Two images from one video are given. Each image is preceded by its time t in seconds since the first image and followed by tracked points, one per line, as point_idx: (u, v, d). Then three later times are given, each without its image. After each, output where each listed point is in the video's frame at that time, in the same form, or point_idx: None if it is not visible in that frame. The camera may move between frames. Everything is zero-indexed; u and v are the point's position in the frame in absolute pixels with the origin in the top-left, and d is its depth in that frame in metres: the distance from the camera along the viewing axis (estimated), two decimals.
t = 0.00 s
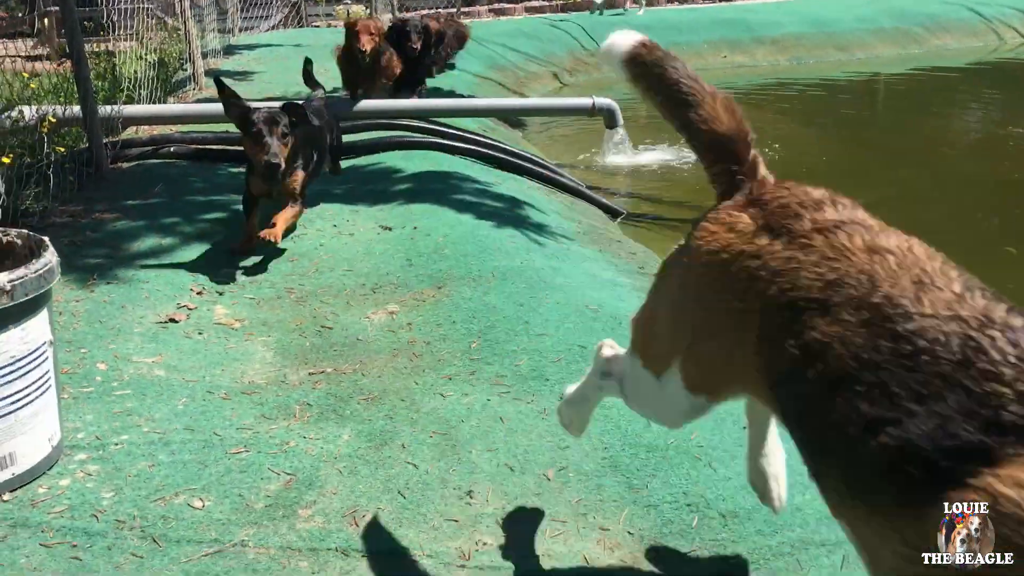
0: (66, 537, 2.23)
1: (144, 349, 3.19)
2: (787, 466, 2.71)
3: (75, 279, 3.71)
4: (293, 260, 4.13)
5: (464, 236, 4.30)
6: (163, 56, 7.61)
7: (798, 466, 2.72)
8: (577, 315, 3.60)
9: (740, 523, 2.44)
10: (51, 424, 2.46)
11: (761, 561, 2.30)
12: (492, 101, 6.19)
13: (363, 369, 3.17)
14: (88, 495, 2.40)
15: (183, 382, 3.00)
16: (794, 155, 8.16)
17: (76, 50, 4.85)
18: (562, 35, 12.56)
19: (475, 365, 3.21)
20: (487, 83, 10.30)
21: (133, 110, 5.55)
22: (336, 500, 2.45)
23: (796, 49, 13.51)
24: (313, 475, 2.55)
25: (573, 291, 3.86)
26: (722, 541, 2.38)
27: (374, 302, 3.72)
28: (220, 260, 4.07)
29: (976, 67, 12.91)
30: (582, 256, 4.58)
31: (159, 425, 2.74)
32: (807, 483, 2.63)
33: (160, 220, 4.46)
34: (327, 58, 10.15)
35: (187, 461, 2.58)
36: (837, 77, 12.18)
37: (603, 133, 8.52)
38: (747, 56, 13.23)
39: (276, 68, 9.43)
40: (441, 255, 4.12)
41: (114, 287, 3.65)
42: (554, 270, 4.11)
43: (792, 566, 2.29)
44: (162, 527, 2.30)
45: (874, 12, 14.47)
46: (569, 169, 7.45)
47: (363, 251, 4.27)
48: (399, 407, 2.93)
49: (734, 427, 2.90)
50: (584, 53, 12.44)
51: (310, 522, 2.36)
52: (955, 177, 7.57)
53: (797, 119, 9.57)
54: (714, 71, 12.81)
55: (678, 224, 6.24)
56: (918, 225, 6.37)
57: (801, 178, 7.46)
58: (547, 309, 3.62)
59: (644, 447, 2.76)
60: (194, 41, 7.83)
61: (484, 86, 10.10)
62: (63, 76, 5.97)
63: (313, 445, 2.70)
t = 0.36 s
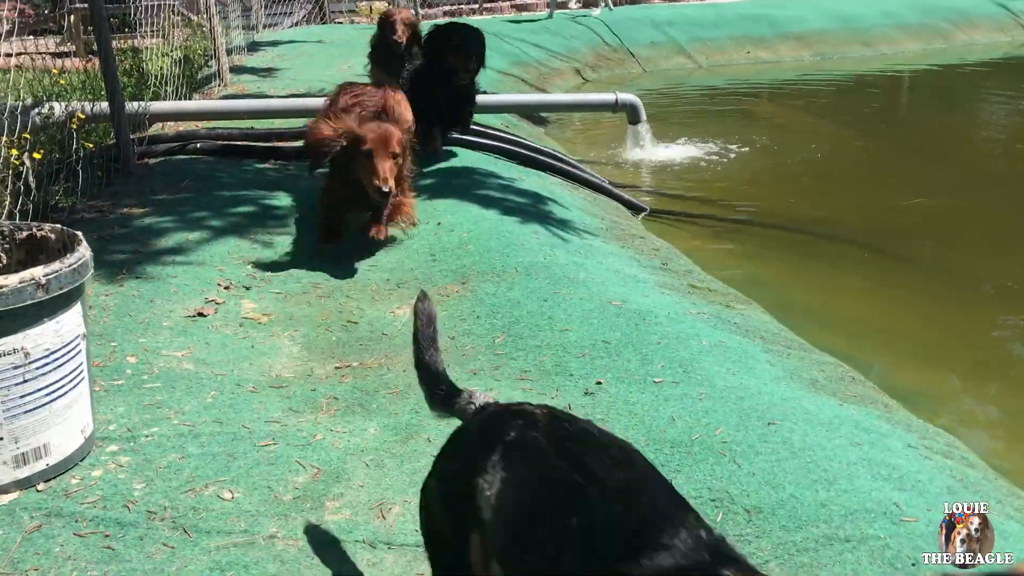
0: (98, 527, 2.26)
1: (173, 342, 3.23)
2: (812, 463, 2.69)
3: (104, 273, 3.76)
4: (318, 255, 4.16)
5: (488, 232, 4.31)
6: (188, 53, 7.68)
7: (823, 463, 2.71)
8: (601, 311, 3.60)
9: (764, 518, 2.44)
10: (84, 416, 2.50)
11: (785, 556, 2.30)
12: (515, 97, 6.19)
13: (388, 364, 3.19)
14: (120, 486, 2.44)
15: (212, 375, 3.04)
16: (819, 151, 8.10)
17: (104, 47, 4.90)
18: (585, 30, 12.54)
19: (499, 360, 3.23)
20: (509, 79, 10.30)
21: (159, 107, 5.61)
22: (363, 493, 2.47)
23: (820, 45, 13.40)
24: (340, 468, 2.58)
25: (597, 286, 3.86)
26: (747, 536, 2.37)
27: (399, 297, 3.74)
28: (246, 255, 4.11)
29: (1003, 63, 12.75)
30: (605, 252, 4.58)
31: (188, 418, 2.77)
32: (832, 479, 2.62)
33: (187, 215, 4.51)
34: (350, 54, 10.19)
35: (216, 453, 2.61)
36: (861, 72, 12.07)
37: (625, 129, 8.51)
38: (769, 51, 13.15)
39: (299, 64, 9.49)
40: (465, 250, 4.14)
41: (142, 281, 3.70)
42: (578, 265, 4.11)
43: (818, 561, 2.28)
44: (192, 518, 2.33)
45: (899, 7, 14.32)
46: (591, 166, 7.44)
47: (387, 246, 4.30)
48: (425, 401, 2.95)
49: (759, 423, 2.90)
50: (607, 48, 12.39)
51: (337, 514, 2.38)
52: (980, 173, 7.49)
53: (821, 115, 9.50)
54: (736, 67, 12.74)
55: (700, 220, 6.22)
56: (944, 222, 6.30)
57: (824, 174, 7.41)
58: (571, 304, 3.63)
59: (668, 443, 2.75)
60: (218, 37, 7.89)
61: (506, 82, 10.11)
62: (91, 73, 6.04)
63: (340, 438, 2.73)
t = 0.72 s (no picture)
0: (100, 528, 2.27)
1: (177, 345, 3.23)
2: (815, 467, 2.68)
3: (109, 277, 3.77)
4: (323, 258, 4.16)
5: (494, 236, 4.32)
6: (196, 58, 7.72)
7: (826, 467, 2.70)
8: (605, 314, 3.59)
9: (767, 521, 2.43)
10: (86, 417, 2.50)
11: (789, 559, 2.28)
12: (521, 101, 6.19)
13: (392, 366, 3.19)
14: (122, 488, 2.44)
15: (215, 377, 3.04)
16: (826, 155, 8.07)
17: (112, 52, 4.93)
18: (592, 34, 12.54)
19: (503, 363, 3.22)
20: (516, 84, 10.31)
21: (167, 111, 5.62)
22: (365, 495, 2.47)
23: (829, 49, 13.36)
24: (342, 470, 2.57)
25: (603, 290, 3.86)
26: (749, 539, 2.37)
27: (403, 300, 3.74)
28: (252, 258, 4.12)
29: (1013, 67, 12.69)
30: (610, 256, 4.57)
31: (191, 420, 2.77)
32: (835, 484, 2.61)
33: (192, 219, 4.52)
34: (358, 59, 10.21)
35: (218, 455, 2.61)
36: (870, 76, 12.03)
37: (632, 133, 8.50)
38: (778, 56, 13.13)
39: (307, 69, 9.52)
40: (470, 255, 4.14)
41: (148, 285, 3.71)
42: (583, 269, 4.10)
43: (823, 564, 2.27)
44: (194, 519, 2.33)
45: (908, 10, 14.28)
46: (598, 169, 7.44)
47: (393, 248, 4.29)
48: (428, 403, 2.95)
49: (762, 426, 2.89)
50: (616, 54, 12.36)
51: (339, 516, 2.38)
52: (990, 177, 7.44)
53: (828, 119, 9.47)
54: (745, 71, 12.73)
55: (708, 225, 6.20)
56: (955, 226, 6.26)
57: (833, 178, 7.38)
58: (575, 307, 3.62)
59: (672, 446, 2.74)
60: (226, 42, 7.93)
61: (514, 87, 10.11)
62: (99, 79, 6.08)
63: (342, 440, 2.73)
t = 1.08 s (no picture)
0: (103, 533, 2.27)
1: (180, 350, 3.24)
2: (819, 471, 2.66)
3: (113, 283, 3.78)
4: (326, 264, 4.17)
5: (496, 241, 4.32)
6: (201, 65, 7.75)
7: (830, 471, 2.68)
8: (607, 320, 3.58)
9: (770, 526, 2.42)
10: (89, 423, 2.51)
11: (793, 564, 2.27)
12: (524, 108, 6.19)
13: (395, 372, 3.20)
14: (125, 493, 2.44)
15: (218, 383, 3.04)
16: (829, 161, 8.08)
17: (116, 59, 4.95)
18: (595, 42, 12.58)
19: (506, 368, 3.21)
20: (519, 91, 10.33)
21: (171, 119, 5.66)
22: (368, 500, 2.46)
23: (831, 56, 13.38)
24: (345, 476, 2.57)
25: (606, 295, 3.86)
26: (752, 544, 2.35)
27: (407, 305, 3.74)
28: (255, 264, 4.12)
29: (1016, 73, 12.68)
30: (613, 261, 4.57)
31: (194, 426, 2.77)
32: (839, 487, 2.60)
33: (195, 225, 4.53)
34: (361, 66, 10.25)
35: (221, 461, 2.61)
36: (873, 83, 12.03)
37: (636, 140, 8.52)
38: (781, 62, 13.14)
39: (311, 76, 9.55)
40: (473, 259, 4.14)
41: (151, 291, 3.72)
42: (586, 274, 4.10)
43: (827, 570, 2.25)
44: (196, 524, 2.33)
45: (911, 17, 14.28)
46: (601, 176, 7.45)
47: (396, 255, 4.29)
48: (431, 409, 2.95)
49: (766, 431, 2.87)
50: (617, 60, 12.45)
51: (341, 521, 2.37)
52: (994, 183, 7.43)
53: (831, 125, 9.48)
54: (748, 78, 12.74)
55: (712, 231, 6.21)
56: (960, 232, 6.27)
57: (836, 184, 7.38)
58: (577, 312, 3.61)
59: (675, 451, 2.73)
60: (230, 50, 7.96)
61: (517, 94, 10.13)
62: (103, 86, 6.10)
63: (345, 446, 2.72)
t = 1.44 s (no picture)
0: (97, 540, 2.26)
1: (177, 357, 3.23)
2: (815, 481, 2.66)
3: (111, 289, 3.78)
4: (324, 272, 4.17)
5: (497, 250, 4.32)
6: (201, 72, 7.77)
7: (826, 480, 2.67)
8: (604, 327, 3.58)
9: (766, 536, 2.41)
10: (85, 429, 2.50)
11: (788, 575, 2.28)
12: (523, 116, 6.21)
13: (391, 380, 3.19)
14: (119, 499, 2.44)
15: (215, 390, 3.04)
16: (828, 171, 8.10)
17: (117, 67, 4.96)
18: (596, 51, 12.61)
19: (503, 376, 3.21)
20: (519, 99, 10.35)
21: (170, 126, 5.67)
22: (363, 508, 2.46)
23: (831, 66, 13.40)
24: (341, 483, 2.57)
25: (604, 303, 3.86)
26: (748, 554, 2.35)
27: (404, 313, 3.74)
28: (253, 271, 4.12)
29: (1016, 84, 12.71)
30: (611, 270, 4.58)
31: (190, 433, 2.77)
32: (836, 497, 2.59)
33: (193, 233, 4.53)
34: (361, 75, 10.27)
35: (217, 468, 2.61)
36: (873, 93, 12.06)
37: (636, 149, 8.53)
38: (780, 72, 13.17)
39: (311, 84, 9.57)
40: (471, 266, 4.13)
41: (149, 297, 3.72)
42: (584, 283, 4.10)
43: None
44: (191, 531, 2.32)
45: (911, 27, 14.31)
46: (600, 185, 7.46)
47: (394, 262, 4.29)
48: (428, 417, 2.94)
49: (763, 440, 2.87)
50: (617, 69, 12.50)
51: (336, 529, 2.37)
52: (996, 193, 7.43)
53: (831, 135, 9.51)
54: (747, 88, 12.77)
55: (710, 239, 6.21)
56: (958, 241, 6.28)
57: (836, 193, 7.39)
58: (575, 320, 3.61)
59: (672, 459, 2.73)
60: (231, 57, 7.98)
61: (516, 102, 10.15)
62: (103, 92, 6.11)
63: (341, 453, 2.72)
